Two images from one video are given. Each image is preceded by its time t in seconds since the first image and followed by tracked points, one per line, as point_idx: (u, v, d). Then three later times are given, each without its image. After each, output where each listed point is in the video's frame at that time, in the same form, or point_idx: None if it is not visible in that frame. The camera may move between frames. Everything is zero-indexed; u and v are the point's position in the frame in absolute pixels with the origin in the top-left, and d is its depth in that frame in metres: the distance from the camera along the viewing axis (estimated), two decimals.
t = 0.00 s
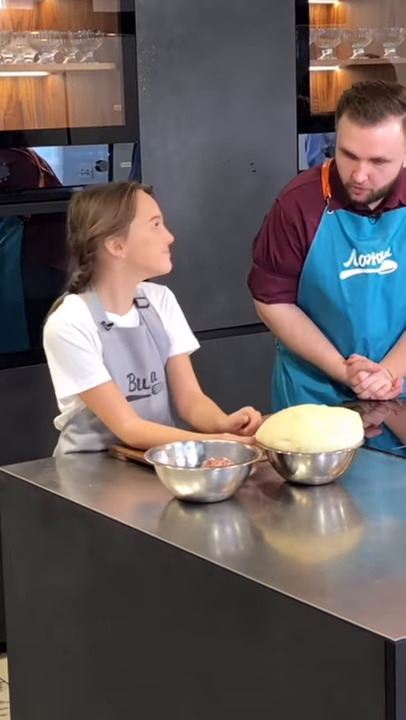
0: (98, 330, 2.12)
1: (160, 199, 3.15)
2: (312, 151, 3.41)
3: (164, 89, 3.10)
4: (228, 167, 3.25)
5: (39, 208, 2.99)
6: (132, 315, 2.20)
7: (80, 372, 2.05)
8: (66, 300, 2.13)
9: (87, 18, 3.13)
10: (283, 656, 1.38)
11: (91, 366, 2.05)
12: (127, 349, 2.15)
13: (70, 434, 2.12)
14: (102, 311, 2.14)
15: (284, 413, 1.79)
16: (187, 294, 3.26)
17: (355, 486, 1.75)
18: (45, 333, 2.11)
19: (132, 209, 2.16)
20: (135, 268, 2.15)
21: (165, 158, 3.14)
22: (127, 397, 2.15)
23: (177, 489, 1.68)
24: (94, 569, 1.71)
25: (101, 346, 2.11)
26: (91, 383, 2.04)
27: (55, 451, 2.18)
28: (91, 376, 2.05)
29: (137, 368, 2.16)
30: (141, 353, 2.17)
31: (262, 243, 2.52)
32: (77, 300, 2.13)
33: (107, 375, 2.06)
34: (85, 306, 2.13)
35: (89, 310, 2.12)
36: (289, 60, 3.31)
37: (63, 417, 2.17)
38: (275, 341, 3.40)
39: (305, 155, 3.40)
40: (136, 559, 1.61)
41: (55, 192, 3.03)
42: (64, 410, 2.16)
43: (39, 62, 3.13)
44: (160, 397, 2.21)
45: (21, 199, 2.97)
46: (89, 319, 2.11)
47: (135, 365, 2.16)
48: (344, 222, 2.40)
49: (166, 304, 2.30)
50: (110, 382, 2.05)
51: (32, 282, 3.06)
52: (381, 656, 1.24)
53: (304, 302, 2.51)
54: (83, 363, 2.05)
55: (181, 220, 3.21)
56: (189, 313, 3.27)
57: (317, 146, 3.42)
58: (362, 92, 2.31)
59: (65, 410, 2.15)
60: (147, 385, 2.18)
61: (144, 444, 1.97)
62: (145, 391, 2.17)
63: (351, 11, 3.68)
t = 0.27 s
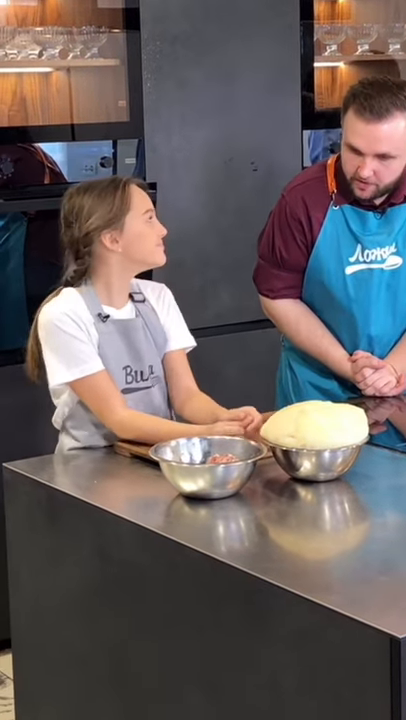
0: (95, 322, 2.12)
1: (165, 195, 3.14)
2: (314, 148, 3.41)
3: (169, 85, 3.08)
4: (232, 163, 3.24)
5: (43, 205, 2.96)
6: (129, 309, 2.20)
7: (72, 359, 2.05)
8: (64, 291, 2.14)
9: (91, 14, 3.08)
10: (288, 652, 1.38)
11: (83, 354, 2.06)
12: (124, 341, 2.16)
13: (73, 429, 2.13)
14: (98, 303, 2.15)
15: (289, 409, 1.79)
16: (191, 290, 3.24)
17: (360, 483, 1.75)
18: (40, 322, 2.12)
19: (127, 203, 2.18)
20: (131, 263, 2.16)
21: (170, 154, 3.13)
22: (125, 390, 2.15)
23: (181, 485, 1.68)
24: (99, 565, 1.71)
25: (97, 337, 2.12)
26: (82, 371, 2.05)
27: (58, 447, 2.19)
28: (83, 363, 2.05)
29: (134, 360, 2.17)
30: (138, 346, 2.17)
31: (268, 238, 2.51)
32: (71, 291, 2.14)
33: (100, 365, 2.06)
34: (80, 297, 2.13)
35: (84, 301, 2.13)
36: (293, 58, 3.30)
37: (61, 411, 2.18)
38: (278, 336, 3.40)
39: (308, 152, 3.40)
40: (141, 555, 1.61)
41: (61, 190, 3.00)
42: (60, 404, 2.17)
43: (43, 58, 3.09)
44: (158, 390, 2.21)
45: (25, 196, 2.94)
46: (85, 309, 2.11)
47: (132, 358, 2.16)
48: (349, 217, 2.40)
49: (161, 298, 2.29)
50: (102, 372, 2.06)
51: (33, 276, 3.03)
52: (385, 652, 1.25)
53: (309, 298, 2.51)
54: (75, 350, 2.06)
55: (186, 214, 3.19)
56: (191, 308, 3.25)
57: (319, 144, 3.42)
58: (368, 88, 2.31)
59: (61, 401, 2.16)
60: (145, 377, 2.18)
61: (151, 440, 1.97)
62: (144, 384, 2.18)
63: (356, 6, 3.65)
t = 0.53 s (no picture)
0: (95, 319, 2.12)
1: (168, 192, 3.13)
2: (317, 145, 3.40)
3: (172, 81, 3.08)
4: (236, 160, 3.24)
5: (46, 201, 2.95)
6: (130, 306, 2.19)
7: (73, 359, 2.06)
8: (66, 288, 2.14)
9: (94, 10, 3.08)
10: (291, 650, 1.38)
11: (85, 353, 2.06)
12: (126, 338, 2.15)
13: (75, 427, 2.12)
14: (99, 300, 2.14)
15: (292, 407, 1.79)
16: (195, 287, 3.24)
17: (363, 480, 1.75)
18: (43, 319, 2.12)
19: (126, 202, 2.17)
20: (127, 261, 2.15)
21: (174, 150, 3.12)
22: (126, 387, 2.15)
23: (184, 482, 1.68)
24: (102, 563, 1.71)
25: (98, 334, 2.11)
26: (84, 370, 2.05)
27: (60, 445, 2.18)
28: (84, 363, 2.05)
29: (135, 357, 2.16)
30: (139, 342, 2.17)
31: (272, 233, 2.51)
32: (72, 289, 2.13)
33: (102, 364, 2.07)
34: (81, 294, 2.13)
35: (85, 299, 2.12)
36: (296, 55, 3.30)
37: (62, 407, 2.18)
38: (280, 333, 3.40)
39: (310, 149, 3.39)
40: (144, 552, 1.61)
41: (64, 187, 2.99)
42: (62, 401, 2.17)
43: (46, 54, 3.06)
44: (160, 387, 2.21)
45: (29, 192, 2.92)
46: (85, 307, 2.11)
47: (133, 355, 2.16)
48: (354, 212, 2.40)
49: (164, 297, 2.29)
50: (103, 371, 2.06)
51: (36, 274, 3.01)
52: (389, 649, 1.24)
53: (313, 293, 2.50)
54: (77, 350, 2.06)
55: (189, 213, 3.19)
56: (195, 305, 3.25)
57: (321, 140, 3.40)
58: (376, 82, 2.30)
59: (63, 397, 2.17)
60: (147, 374, 2.18)
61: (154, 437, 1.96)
62: (146, 380, 2.18)
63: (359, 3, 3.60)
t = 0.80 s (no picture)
0: (96, 314, 2.12)
1: (170, 189, 3.13)
2: (319, 142, 3.39)
3: (175, 77, 3.07)
4: (239, 156, 3.24)
5: (48, 197, 2.94)
6: (133, 301, 2.20)
7: (75, 355, 2.06)
8: (69, 285, 2.15)
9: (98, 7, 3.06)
10: (294, 647, 1.38)
11: (87, 349, 2.06)
12: (127, 334, 2.16)
13: (77, 422, 2.12)
14: (101, 296, 2.14)
15: (295, 404, 1.79)
16: (198, 284, 3.23)
17: (366, 477, 1.74)
18: (46, 316, 2.12)
19: (112, 207, 2.14)
20: (109, 263, 2.14)
21: (177, 147, 3.12)
22: (128, 383, 2.15)
23: (187, 479, 1.67)
24: (104, 560, 1.70)
25: (100, 331, 2.12)
26: (85, 367, 2.05)
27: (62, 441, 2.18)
28: (85, 360, 2.05)
29: (137, 353, 2.16)
30: (141, 338, 2.17)
31: (275, 230, 2.51)
32: (76, 285, 2.14)
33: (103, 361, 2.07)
34: (83, 291, 2.13)
35: (87, 296, 2.13)
36: (299, 52, 3.30)
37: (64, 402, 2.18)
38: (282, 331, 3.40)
39: (313, 146, 3.38)
40: (146, 550, 1.61)
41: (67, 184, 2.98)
42: (64, 396, 2.17)
43: (49, 51, 3.04)
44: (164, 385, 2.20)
45: (31, 187, 2.91)
46: (87, 304, 2.11)
47: (135, 351, 2.16)
48: (357, 209, 2.40)
49: (169, 296, 2.29)
50: (105, 369, 2.06)
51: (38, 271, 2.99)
52: (391, 647, 1.24)
53: (316, 290, 2.50)
54: (79, 347, 2.06)
55: (191, 210, 3.18)
56: (198, 302, 3.25)
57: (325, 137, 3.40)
58: (379, 78, 2.30)
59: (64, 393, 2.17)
60: (150, 370, 2.17)
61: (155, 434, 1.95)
62: (149, 377, 2.17)
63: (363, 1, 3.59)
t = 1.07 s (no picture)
0: (101, 311, 2.12)
1: (173, 187, 3.13)
2: (322, 140, 3.39)
3: (178, 76, 3.07)
4: (242, 155, 3.24)
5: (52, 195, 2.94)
6: (138, 299, 2.19)
7: (78, 353, 2.05)
8: (71, 283, 2.15)
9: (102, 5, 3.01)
10: (297, 646, 1.38)
11: (91, 347, 2.06)
12: (131, 332, 2.15)
13: (80, 419, 2.12)
14: (105, 294, 2.14)
15: (297, 403, 1.79)
16: (200, 283, 3.23)
17: (368, 476, 1.75)
18: (49, 313, 2.12)
19: (113, 207, 2.14)
20: (109, 263, 2.14)
21: (180, 146, 3.12)
22: (132, 380, 2.15)
23: (190, 477, 1.67)
24: (107, 558, 1.70)
25: (104, 329, 2.12)
26: (89, 365, 2.05)
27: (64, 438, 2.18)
28: (89, 357, 2.05)
29: (142, 351, 2.16)
30: (145, 336, 2.16)
31: (277, 229, 2.50)
32: (79, 283, 2.14)
33: (106, 359, 2.07)
34: (87, 289, 2.13)
35: (92, 294, 2.13)
36: (302, 51, 3.30)
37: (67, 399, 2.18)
38: (284, 329, 3.40)
39: (315, 144, 3.38)
40: (148, 548, 1.61)
41: (69, 181, 2.97)
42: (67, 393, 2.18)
43: (52, 49, 3.05)
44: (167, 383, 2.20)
45: (34, 186, 2.91)
46: (91, 301, 2.11)
47: (140, 348, 2.16)
48: (359, 209, 2.40)
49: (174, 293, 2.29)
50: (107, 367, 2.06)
51: (40, 270, 2.99)
52: (394, 647, 1.24)
53: (318, 289, 2.50)
54: (82, 345, 2.06)
55: (194, 209, 3.18)
56: (200, 300, 3.24)
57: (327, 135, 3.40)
58: (381, 77, 2.30)
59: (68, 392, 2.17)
60: (154, 368, 2.17)
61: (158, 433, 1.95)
62: (153, 375, 2.17)
63: None
